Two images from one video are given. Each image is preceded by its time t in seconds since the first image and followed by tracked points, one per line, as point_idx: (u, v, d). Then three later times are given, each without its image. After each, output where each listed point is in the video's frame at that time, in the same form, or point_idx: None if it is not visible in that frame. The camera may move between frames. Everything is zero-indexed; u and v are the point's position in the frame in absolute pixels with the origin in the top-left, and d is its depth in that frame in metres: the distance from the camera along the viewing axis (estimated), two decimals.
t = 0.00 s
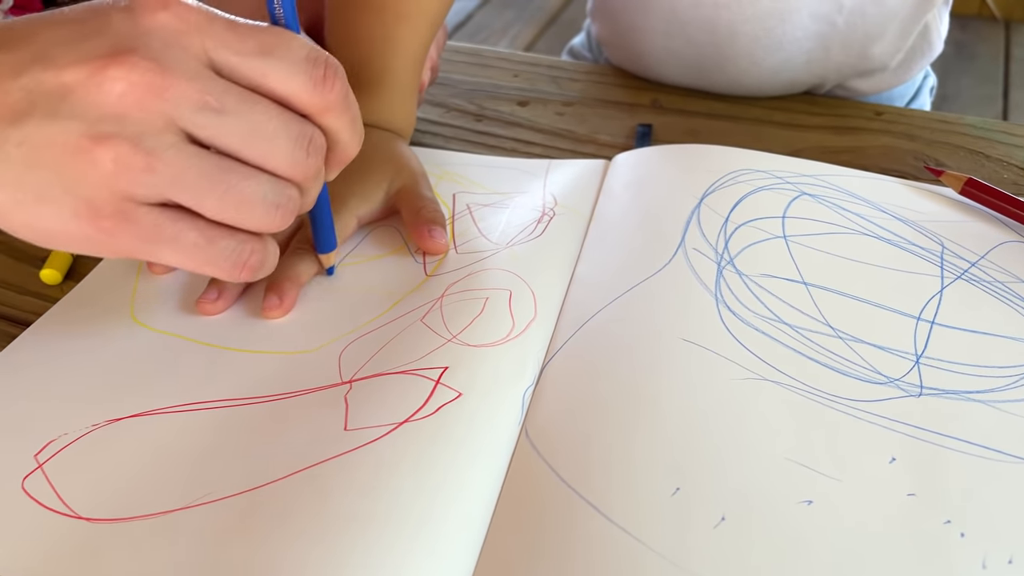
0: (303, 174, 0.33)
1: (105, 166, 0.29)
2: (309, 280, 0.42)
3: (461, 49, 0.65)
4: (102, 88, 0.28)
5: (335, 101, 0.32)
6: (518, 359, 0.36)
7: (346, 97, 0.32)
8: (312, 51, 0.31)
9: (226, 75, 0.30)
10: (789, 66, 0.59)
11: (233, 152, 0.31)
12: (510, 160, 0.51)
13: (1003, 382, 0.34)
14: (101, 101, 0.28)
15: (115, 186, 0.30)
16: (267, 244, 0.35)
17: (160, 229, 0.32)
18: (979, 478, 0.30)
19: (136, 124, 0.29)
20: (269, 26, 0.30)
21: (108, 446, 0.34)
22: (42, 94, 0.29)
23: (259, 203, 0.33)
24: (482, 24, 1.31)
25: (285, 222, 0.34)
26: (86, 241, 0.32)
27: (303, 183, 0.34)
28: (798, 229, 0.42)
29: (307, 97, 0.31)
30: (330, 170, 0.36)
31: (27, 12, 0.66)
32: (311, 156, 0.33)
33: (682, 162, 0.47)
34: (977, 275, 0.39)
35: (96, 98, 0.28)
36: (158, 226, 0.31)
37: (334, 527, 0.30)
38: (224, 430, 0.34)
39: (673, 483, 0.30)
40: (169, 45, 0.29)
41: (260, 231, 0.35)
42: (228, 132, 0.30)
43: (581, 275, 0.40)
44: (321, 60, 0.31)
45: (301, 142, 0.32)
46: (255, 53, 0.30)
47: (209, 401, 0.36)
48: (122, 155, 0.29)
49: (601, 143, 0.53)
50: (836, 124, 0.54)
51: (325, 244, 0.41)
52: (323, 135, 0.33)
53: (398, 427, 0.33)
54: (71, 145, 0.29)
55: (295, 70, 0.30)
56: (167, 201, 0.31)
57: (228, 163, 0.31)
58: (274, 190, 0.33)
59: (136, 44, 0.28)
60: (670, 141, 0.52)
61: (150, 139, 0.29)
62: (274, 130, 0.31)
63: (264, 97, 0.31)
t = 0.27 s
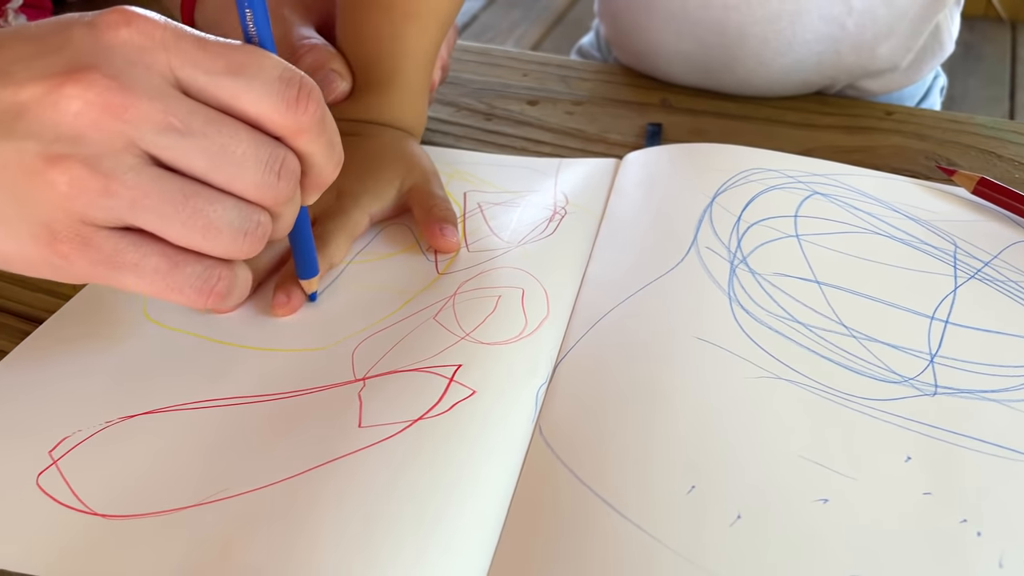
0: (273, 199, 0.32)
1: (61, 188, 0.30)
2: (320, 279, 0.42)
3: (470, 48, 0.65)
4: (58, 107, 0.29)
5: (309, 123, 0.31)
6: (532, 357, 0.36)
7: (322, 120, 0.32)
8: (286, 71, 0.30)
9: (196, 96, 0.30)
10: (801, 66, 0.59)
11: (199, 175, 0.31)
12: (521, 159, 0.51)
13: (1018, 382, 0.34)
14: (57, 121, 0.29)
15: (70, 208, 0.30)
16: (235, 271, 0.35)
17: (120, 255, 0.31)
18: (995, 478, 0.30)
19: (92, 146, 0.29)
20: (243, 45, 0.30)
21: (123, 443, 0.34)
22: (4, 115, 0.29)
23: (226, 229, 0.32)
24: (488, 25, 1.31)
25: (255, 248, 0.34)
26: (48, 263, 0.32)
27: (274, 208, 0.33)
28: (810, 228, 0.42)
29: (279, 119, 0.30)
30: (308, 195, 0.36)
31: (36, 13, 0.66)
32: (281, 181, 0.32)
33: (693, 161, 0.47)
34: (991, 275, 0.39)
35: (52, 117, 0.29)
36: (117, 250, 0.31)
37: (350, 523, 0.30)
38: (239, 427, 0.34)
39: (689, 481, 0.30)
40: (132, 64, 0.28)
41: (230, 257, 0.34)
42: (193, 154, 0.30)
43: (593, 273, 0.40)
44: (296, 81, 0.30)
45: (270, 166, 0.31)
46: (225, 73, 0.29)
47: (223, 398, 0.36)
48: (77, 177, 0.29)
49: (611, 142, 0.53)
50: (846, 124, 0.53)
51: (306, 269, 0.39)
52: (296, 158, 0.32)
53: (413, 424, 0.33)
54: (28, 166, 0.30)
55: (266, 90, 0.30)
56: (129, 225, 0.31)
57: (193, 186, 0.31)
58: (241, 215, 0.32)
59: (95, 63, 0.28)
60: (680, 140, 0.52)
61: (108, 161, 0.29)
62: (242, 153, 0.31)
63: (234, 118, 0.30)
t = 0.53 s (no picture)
0: (267, 210, 0.31)
1: (50, 198, 0.28)
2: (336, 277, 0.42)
3: (480, 49, 0.65)
4: (49, 114, 0.27)
5: (305, 133, 0.30)
6: (547, 356, 0.36)
7: (318, 130, 0.30)
8: (282, 81, 0.29)
9: (188, 105, 0.28)
10: (808, 72, 0.58)
11: (191, 186, 0.29)
12: (533, 159, 0.51)
13: None
14: (48, 129, 0.27)
15: (59, 218, 0.29)
16: (231, 283, 0.33)
17: (109, 265, 0.30)
18: (1012, 477, 0.30)
19: (83, 154, 0.27)
20: (238, 53, 0.28)
21: (140, 440, 0.34)
22: None
23: (218, 241, 0.31)
24: (492, 26, 1.31)
25: (247, 261, 0.32)
26: (37, 274, 0.31)
27: (268, 219, 0.32)
28: (823, 229, 0.42)
29: (274, 130, 0.29)
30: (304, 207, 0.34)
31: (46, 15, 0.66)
32: (277, 192, 0.31)
33: (706, 161, 0.47)
34: (1004, 276, 0.39)
35: (43, 125, 0.27)
36: (108, 261, 0.30)
37: (370, 519, 0.30)
38: (257, 423, 0.34)
39: (706, 479, 0.30)
40: (125, 71, 0.27)
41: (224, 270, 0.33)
42: (185, 164, 0.28)
43: (607, 273, 0.40)
44: (292, 91, 0.29)
45: (265, 177, 0.30)
46: (218, 81, 0.28)
47: (240, 395, 0.36)
48: (67, 186, 0.28)
49: (623, 142, 0.53)
50: (857, 125, 0.54)
51: (305, 282, 0.39)
52: (291, 169, 0.31)
53: (429, 422, 0.33)
54: (16, 174, 0.28)
55: (261, 100, 0.28)
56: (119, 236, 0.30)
57: (185, 197, 0.29)
58: (234, 227, 0.31)
59: (87, 70, 0.27)
60: (692, 141, 0.53)
61: (99, 170, 0.28)
62: (235, 163, 0.29)
63: (227, 128, 0.29)
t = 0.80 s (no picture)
0: (260, 209, 0.30)
1: (42, 194, 0.27)
2: (350, 273, 0.42)
3: (488, 48, 0.66)
4: (40, 110, 0.26)
5: (300, 132, 0.29)
6: (561, 350, 0.36)
7: (312, 130, 0.30)
8: (277, 79, 0.28)
9: (182, 103, 0.27)
10: (821, 68, 0.59)
11: (183, 184, 0.28)
12: (545, 157, 0.51)
13: None
14: (40, 124, 0.26)
15: (52, 214, 0.28)
16: (224, 282, 0.32)
17: (102, 262, 0.29)
18: None
19: (74, 150, 0.27)
20: (233, 52, 0.28)
21: (159, 432, 0.35)
22: None
23: (209, 239, 0.29)
24: (498, 25, 1.32)
25: (239, 261, 0.31)
26: (29, 272, 0.30)
27: (261, 219, 0.31)
28: (834, 226, 0.42)
29: (269, 128, 0.28)
30: (298, 209, 0.33)
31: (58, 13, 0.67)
32: (270, 191, 0.30)
33: (717, 159, 0.47)
34: (1014, 273, 0.39)
35: (35, 121, 0.26)
36: (100, 257, 0.29)
37: (388, 508, 0.30)
38: (274, 416, 0.35)
39: (720, 472, 0.30)
40: (117, 67, 0.26)
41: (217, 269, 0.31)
42: (177, 161, 0.27)
43: (619, 269, 0.41)
44: (287, 90, 0.28)
45: (258, 176, 0.29)
46: (213, 79, 0.27)
47: (257, 389, 0.36)
48: (58, 181, 0.27)
49: (633, 140, 0.54)
50: (866, 124, 0.54)
51: (297, 285, 0.38)
52: (284, 169, 0.30)
53: (446, 415, 0.33)
54: (9, 171, 0.27)
55: (255, 98, 0.28)
56: (111, 233, 0.29)
57: (178, 195, 0.28)
58: (227, 226, 0.30)
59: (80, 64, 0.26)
60: (702, 139, 0.53)
61: (90, 166, 0.27)
62: (228, 162, 0.28)
63: (221, 126, 0.28)
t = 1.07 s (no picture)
0: (273, 191, 0.30)
1: (64, 176, 0.27)
2: (363, 272, 0.43)
3: (498, 48, 0.66)
4: (62, 94, 0.26)
5: (312, 116, 0.29)
6: (574, 348, 0.37)
7: (324, 114, 0.30)
8: (289, 64, 0.28)
9: (199, 88, 0.27)
10: (826, 72, 0.60)
11: (199, 165, 0.28)
12: (556, 157, 0.52)
13: None
14: (61, 108, 0.26)
15: (74, 196, 0.28)
16: (240, 262, 0.32)
17: (122, 243, 0.29)
18: None
19: (95, 132, 0.27)
20: (247, 39, 0.28)
21: (174, 429, 0.35)
22: (6, 102, 0.27)
23: (225, 220, 0.30)
24: (502, 27, 1.32)
25: (253, 242, 0.31)
26: (51, 253, 0.30)
27: (275, 201, 0.31)
28: (846, 226, 0.42)
29: (281, 113, 0.28)
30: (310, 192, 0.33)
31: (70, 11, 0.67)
32: (282, 174, 0.30)
33: (729, 159, 0.48)
34: None
35: (56, 105, 0.26)
36: (120, 238, 0.29)
37: (405, 503, 0.30)
38: (289, 414, 0.35)
39: (736, 470, 0.31)
40: (135, 52, 0.26)
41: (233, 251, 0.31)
42: (194, 144, 0.28)
43: (632, 269, 0.41)
44: (300, 74, 0.28)
45: (271, 159, 0.29)
46: (229, 64, 0.27)
47: (272, 386, 0.36)
48: (80, 162, 0.27)
49: (642, 141, 0.54)
50: (875, 125, 0.54)
51: (303, 274, 0.40)
52: (297, 152, 0.30)
53: (463, 412, 0.34)
54: (31, 154, 0.27)
55: (269, 83, 0.28)
56: (131, 214, 0.29)
57: (194, 176, 0.28)
58: (241, 207, 0.30)
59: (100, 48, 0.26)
60: (711, 140, 0.53)
61: (110, 147, 0.27)
62: (243, 144, 0.28)
63: (235, 110, 0.28)
